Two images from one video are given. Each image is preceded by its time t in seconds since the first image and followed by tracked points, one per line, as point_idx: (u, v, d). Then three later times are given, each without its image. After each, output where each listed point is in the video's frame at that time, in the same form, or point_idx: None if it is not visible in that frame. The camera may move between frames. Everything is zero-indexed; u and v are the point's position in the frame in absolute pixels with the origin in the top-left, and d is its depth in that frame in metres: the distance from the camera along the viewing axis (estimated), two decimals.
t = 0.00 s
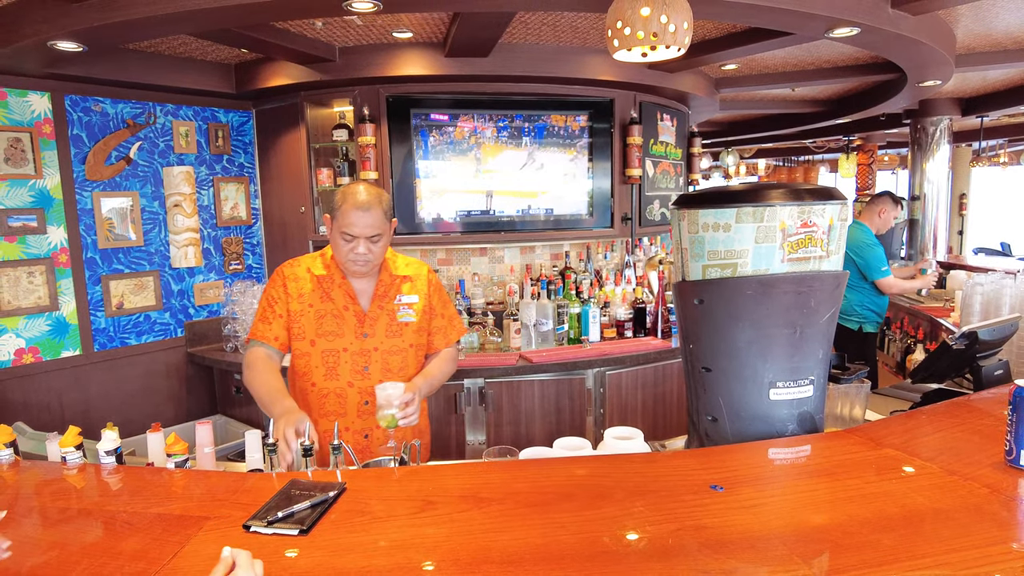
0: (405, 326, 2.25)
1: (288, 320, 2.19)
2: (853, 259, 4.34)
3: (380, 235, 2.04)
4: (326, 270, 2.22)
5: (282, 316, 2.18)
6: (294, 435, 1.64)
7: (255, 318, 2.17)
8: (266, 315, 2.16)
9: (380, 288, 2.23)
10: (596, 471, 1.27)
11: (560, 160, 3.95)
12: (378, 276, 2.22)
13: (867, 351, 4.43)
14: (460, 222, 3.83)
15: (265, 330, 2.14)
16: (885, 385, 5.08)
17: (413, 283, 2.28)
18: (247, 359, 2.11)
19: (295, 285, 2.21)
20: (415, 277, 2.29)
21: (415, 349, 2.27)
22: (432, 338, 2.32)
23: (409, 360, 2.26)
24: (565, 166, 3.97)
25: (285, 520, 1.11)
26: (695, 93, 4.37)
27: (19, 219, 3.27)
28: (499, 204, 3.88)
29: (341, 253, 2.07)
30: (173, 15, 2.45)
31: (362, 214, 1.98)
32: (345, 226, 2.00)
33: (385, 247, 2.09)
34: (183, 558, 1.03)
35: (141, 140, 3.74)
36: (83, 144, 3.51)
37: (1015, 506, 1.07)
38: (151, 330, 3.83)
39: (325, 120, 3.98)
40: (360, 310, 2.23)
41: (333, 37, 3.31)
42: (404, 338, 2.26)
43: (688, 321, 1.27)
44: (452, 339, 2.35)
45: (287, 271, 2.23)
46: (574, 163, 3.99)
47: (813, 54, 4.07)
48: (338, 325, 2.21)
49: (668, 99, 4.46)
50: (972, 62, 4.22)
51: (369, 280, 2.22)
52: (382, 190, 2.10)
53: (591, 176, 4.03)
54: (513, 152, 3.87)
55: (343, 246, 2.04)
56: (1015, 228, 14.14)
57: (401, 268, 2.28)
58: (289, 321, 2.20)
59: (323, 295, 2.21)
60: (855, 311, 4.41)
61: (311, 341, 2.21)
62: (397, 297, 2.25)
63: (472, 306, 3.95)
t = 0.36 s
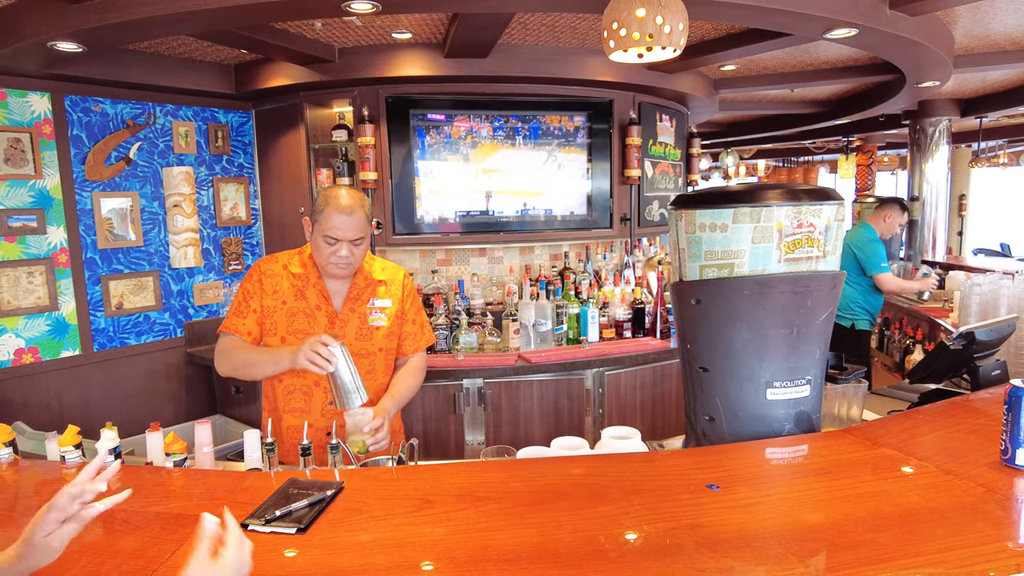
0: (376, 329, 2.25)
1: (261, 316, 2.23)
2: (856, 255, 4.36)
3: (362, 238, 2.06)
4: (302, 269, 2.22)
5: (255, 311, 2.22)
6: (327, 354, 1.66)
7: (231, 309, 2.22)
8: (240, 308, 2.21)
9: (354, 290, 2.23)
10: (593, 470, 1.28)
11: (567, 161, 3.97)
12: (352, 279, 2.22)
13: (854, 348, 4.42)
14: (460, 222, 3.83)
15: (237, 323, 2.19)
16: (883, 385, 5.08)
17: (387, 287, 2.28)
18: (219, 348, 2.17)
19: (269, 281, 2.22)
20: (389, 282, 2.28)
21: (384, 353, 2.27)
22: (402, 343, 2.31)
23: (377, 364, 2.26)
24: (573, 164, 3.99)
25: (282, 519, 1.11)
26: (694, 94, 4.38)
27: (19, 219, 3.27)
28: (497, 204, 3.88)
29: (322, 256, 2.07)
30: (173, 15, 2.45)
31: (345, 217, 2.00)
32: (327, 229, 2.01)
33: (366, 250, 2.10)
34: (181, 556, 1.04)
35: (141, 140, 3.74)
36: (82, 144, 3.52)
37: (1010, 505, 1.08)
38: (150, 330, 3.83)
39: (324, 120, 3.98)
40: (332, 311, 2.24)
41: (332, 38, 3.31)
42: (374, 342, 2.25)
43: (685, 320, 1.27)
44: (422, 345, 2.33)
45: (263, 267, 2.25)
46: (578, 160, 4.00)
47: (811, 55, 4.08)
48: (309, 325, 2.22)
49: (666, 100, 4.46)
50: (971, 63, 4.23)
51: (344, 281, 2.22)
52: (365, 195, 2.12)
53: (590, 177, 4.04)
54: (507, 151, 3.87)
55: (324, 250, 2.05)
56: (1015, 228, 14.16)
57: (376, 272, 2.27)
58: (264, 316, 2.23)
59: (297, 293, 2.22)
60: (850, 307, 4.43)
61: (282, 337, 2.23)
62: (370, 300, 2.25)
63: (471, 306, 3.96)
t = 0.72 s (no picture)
0: (370, 329, 2.26)
1: (259, 323, 2.23)
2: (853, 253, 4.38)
3: (350, 237, 2.08)
4: (292, 273, 2.23)
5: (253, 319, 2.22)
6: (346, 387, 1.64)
7: (229, 320, 2.20)
8: (239, 318, 2.19)
9: (345, 291, 2.23)
10: (594, 469, 1.28)
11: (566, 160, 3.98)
12: (342, 279, 2.23)
13: (848, 344, 4.41)
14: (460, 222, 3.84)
15: (236, 333, 2.18)
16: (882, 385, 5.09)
17: (378, 285, 2.29)
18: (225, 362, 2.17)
19: (263, 288, 2.22)
20: (380, 279, 2.29)
21: (380, 351, 2.28)
22: (401, 339, 2.34)
23: (374, 363, 2.27)
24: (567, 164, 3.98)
25: (284, 518, 1.12)
26: (694, 94, 4.38)
27: (20, 220, 3.28)
28: (496, 205, 3.89)
29: (313, 260, 2.08)
30: (174, 16, 2.46)
31: (328, 219, 2.02)
32: (314, 232, 2.03)
33: (355, 249, 2.12)
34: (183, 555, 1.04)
35: (142, 140, 3.75)
36: (83, 145, 3.52)
37: (1009, 505, 1.08)
38: (151, 330, 3.84)
39: (324, 121, 3.99)
40: (325, 313, 2.24)
41: (333, 39, 3.32)
42: (369, 341, 2.26)
43: (685, 320, 1.28)
44: (422, 340, 2.37)
45: (254, 275, 2.25)
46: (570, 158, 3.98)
47: (811, 56, 4.09)
48: (303, 329, 2.22)
49: (666, 100, 4.47)
50: (970, 63, 4.23)
51: (334, 283, 2.23)
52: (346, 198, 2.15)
53: (590, 177, 4.04)
54: (503, 151, 3.87)
55: (314, 254, 2.06)
56: (1014, 228, 14.17)
57: (365, 270, 2.28)
58: (263, 322, 2.22)
59: (291, 298, 2.22)
60: (848, 304, 4.44)
61: (278, 343, 2.23)
62: (362, 300, 2.25)
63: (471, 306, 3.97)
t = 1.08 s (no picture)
0: (380, 326, 2.25)
1: (271, 326, 2.25)
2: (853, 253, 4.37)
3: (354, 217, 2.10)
4: (303, 274, 2.26)
5: (265, 323, 2.25)
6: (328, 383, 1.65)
7: (241, 324, 2.25)
8: (250, 323, 2.24)
9: (354, 288, 2.23)
10: (594, 470, 1.29)
11: (565, 159, 3.97)
12: (352, 276, 2.23)
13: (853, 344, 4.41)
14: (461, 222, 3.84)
15: (249, 338, 2.22)
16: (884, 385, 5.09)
17: (388, 282, 2.27)
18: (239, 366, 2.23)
19: (274, 291, 2.25)
20: (390, 276, 2.27)
21: (391, 348, 2.26)
22: (411, 336, 2.28)
23: (384, 361, 2.25)
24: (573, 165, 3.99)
25: (285, 518, 1.12)
26: (695, 94, 4.38)
27: (22, 220, 3.29)
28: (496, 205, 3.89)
29: (322, 249, 2.09)
30: (176, 16, 2.46)
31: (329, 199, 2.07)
32: (320, 215, 2.06)
33: (361, 230, 2.13)
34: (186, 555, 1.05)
35: (144, 140, 3.76)
36: (85, 145, 3.53)
37: (1010, 506, 1.08)
38: (153, 330, 3.84)
39: (326, 121, 3.99)
40: (335, 311, 2.24)
41: (334, 39, 3.32)
42: (378, 338, 2.25)
43: (686, 320, 1.28)
44: (433, 338, 2.29)
45: (268, 279, 2.28)
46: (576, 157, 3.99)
47: (812, 56, 4.08)
48: (313, 329, 2.23)
49: (667, 100, 4.46)
50: (972, 64, 4.23)
51: (344, 279, 2.23)
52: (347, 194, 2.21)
53: (591, 177, 4.04)
54: (499, 151, 3.86)
55: (322, 241, 2.08)
56: (1015, 228, 14.15)
57: (376, 267, 2.26)
58: (274, 327, 2.25)
59: (301, 299, 2.24)
60: (849, 304, 4.42)
61: (290, 344, 2.25)
62: (370, 297, 2.24)
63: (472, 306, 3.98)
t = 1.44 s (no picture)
0: (413, 316, 2.20)
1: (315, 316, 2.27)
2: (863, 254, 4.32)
3: (388, 212, 2.07)
4: (349, 266, 2.27)
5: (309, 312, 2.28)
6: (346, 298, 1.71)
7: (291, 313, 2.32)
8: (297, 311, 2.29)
9: (391, 279, 2.20)
10: (596, 470, 1.28)
11: (567, 158, 3.96)
12: (390, 266, 2.21)
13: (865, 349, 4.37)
14: (463, 222, 3.83)
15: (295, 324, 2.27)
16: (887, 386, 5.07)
17: (425, 273, 2.21)
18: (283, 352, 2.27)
19: (321, 281, 2.29)
20: (427, 266, 2.22)
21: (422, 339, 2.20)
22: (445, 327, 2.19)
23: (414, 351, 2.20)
24: (577, 163, 3.99)
25: (285, 519, 1.12)
26: (698, 94, 4.37)
27: (24, 219, 3.29)
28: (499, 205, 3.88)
29: (356, 243, 2.09)
30: (177, 15, 2.46)
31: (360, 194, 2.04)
32: (353, 210, 2.05)
33: (395, 226, 2.10)
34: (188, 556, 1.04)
35: (146, 140, 3.75)
36: (87, 144, 3.53)
37: (1016, 508, 1.07)
38: (154, 329, 3.84)
39: (328, 120, 3.99)
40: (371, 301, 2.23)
41: (336, 38, 3.32)
42: (409, 329, 2.20)
43: (688, 321, 1.27)
44: (470, 327, 2.16)
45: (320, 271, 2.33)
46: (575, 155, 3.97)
47: (815, 55, 4.07)
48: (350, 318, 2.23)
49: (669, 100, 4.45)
50: (976, 63, 4.21)
51: (383, 271, 2.22)
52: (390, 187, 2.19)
53: (593, 177, 4.03)
54: (502, 150, 3.85)
55: (355, 236, 2.08)
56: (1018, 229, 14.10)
57: (415, 258, 2.22)
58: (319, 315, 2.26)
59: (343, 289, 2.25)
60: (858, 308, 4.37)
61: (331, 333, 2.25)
62: (406, 288, 2.20)
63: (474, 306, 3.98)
